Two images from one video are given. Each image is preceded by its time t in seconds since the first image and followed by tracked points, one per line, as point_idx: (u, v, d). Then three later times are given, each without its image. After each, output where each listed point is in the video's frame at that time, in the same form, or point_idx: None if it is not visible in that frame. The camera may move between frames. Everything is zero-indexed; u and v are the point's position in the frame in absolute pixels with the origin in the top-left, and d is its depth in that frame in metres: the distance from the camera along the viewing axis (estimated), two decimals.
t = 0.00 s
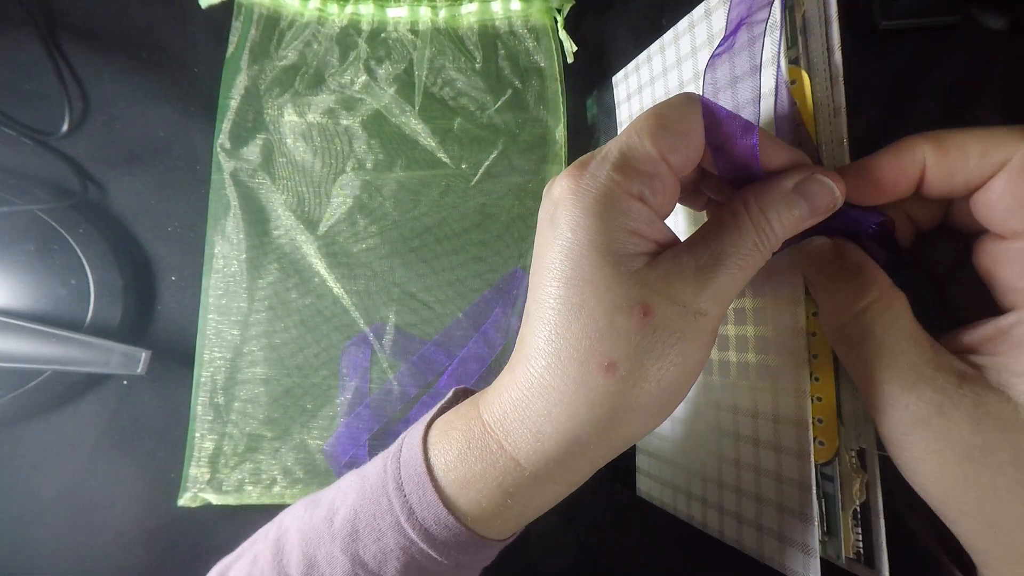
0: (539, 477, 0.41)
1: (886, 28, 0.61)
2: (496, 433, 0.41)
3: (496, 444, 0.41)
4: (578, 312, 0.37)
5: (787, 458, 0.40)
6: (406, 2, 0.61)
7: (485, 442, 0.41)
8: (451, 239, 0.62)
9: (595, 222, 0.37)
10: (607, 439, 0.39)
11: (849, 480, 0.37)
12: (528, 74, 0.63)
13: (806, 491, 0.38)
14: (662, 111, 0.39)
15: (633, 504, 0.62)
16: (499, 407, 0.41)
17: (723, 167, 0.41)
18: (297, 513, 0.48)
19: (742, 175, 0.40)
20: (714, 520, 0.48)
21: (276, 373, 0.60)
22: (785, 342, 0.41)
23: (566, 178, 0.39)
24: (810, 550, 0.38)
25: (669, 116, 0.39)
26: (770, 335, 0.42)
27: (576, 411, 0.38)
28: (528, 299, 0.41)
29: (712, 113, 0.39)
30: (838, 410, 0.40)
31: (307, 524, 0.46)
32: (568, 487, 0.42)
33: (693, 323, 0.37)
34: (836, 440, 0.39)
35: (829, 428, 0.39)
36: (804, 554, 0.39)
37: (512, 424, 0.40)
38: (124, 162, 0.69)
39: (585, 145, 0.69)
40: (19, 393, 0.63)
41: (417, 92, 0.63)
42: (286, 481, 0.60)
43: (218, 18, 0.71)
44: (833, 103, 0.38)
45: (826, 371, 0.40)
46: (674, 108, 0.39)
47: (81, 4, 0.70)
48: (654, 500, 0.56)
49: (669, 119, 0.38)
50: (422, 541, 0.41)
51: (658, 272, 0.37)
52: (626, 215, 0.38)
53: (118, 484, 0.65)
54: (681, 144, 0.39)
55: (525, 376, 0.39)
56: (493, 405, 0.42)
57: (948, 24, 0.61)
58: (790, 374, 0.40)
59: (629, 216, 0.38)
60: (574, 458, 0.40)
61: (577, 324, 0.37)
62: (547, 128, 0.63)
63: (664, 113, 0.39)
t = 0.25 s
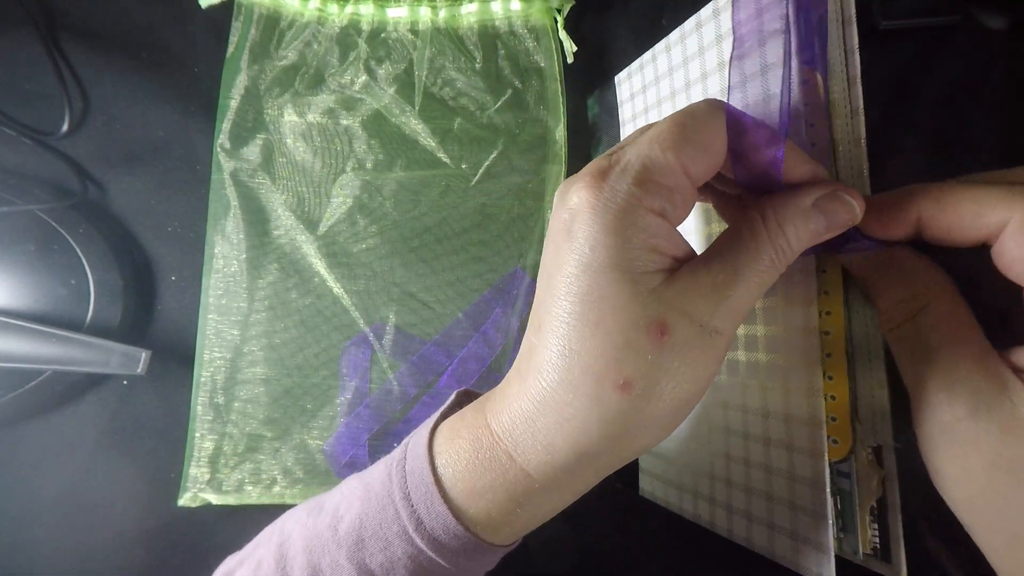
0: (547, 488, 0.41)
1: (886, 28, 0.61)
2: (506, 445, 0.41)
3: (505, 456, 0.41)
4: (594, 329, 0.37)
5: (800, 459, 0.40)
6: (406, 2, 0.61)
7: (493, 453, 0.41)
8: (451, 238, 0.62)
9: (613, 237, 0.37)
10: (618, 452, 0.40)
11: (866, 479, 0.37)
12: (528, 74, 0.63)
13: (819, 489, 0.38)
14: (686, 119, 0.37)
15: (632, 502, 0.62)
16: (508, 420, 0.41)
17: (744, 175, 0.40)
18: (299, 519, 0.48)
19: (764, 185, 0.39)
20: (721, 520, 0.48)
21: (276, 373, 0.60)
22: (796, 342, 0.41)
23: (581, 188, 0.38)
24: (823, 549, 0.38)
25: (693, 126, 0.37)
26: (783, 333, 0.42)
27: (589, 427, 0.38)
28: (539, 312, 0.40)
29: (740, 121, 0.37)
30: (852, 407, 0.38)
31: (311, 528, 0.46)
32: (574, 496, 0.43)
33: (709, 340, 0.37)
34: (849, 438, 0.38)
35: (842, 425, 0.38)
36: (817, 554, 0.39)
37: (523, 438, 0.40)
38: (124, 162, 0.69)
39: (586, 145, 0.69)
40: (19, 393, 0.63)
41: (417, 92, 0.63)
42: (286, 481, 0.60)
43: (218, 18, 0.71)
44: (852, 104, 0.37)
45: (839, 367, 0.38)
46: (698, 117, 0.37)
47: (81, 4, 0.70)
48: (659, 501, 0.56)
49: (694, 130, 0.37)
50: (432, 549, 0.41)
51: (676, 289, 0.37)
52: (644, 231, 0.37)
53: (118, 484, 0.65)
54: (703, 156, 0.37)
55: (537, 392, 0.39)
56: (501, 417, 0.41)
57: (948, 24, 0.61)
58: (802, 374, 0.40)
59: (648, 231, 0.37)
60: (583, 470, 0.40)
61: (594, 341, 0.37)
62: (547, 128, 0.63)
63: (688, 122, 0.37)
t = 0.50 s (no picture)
0: (560, 493, 0.41)
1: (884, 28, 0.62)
2: (518, 451, 0.41)
3: (517, 462, 0.41)
4: (609, 338, 0.37)
5: (804, 459, 0.40)
6: (406, 2, 0.61)
7: (505, 459, 0.41)
8: (451, 238, 0.62)
9: (629, 245, 0.36)
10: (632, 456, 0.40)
11: (879, 476, 0.36)
12: (528, 74, 0.63)
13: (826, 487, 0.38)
14: (699, 124, 0.36)
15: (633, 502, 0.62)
16: (520, 427, 0.41)
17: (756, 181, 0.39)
18: (304, 520, 0.48)
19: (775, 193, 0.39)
20: (725, 520, 0.47)
21: (276, 372, 0.60)
22: (801, 342, 0.40)
23: (595, 195, 0.37)
24: (829, 548, 0.37)
25: (707, 131, 0.36)
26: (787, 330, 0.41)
27: (605, 434, 0.38)
28: (551, 320, 0.39)
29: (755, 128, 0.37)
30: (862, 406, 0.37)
31: (316, 530, 0.46)
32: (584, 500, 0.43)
33: (723, 347, 0.37)
34: (860, 437, 0.38)
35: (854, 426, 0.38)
36: (822, 553, 0.38)
37: (535, 444, 0.40)
38: (124, 162, 0.69)
39: (585, 145, 0.69)
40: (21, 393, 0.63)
41: (417, 92, 0.63)
42: (286, 481, 0.60)
43: (218, 18, 0.71)
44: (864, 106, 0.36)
45: (848, 366, 0.38)
46: (711, 121, 0.36)
47: (81, 4, 0.70)
48: (661, 502, 0.55)
49: (708, 135, 0.36)
50: (442, 556, 0.41)
51: (690, 296, 0.37)
52: (660, 238, 0.36)
53: (118, 484, 0.65)
54: (715, 161, 0.36)
55: (551, 399, 0.39)
56: (513, 423, 0.41)
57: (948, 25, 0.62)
58: (808, 374, 0.40)
59: (663, 238, 0.37)
60: (595, 475, 0.41)
61: (609, 350, 0.37)
62: (547, 128, 0.63)
63: (701, 127, 0.36)
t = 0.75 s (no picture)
0: (568, 491, 0.41)
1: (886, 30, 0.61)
2: (528, 447, 0.41)
3: (527, 459, 0.41)
4: (623, 332, 0.37)
5: (836, 455, 0.39)
6: (406, 2, 0.61)
7: (515, 454, 0.41)
8: (451, 239, 0.62)
9: (643, 242, 0.37)
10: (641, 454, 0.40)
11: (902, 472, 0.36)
12: (528, 74, 0.63)
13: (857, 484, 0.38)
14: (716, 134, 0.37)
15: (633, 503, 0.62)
16: (532, 421, 0.41)
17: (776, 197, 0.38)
18: (315, 518, 0.48)
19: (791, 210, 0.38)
20: (746, 519, 0.46)
21: (276, 372, 0.60)
22: (831, 339, 0.39)
23: (613, 194, 0.38)
24: (864, 544, 0.37)
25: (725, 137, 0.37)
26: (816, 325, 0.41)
27: (614, 429, 0.38)
28: (566, 315, 0.40)
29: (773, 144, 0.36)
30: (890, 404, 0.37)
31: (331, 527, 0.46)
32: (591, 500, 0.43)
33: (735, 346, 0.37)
34: (890, 433, 0.37)
35: (883, 421, 0.37)
36: (856, 549, 0.38)
37: (545, 439, 0.40)
38: (124, 162, 0.69)
39: (585, 146, 0.69)
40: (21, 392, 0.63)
41: (417, 92, 0.63)
42: (286, 481, 0.60)
43: (218, 18, 0.71)
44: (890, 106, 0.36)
45: (878, 365, 0.37)
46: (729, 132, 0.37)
47: (81, 4, 0.70)
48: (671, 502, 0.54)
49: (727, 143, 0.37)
50: (453, 552, 0.41)
51: (702, 295, 0.37)
52: (673, 236, 0.37)
53: (118, 484, 0.65)
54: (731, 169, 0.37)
55: (564, 393, 0.39)
56: (524, 417, 0.42)
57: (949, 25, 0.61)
58: (840, 371, 0.39)
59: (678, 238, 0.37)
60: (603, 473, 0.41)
61: (622, 343, 0.37)
62: (547, 128, 0.63)
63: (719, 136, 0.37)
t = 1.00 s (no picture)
0: (524, 505, 0.41)
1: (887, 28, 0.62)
2: (488, 457, 0.41)
3: (487, 469, 0.41)
4: (580, 342, 0.37)
5: (822, 458, 0.39)
6: (406, 2, 0.61)
7: (474, 462, 0.41)
8: (451, 239, 0.62)
9: (609, 253, 0.37)
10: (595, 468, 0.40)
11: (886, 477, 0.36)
12: (528, 74, 0.63)
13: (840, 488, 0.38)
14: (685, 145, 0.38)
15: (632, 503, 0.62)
16: (493, 431, 0.41)
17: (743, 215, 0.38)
18: (294, 527, 0.47)
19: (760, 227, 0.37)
20: (736, 521, 0.46)
21: (276, 372, 0.60)
22: (817, 340, 0.39)
23: (584, 205, 0.39)
24: (848, 548, 0.37)
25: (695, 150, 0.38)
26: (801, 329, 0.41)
27: (567, 438, 0.38)
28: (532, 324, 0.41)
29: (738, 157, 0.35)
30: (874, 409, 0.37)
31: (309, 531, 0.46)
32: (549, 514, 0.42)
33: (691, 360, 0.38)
34: (872, 439, 0.37)
35: (867, 425, 0.37)
36: (841, 553, 0.37)
37: (504, 450, 0.40)
38: (124, 162, 0.69)
39: (586, 146, 0.69)
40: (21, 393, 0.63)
41: (417, 92, 0.63)
42: (286, 481, 0.60)
43: (218, 18, 0.71)
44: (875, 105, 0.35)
45: (864, 366, 0.37)
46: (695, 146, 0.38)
47: (81, 4, 0.70)
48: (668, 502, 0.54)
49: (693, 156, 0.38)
50: (411, 561, 0.41)
51: (663, 309, 0.37)
52: (641, 248, 0.38)
53: (118, 484, 0.65)
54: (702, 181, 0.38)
55: (524, 402, 0.40)
56: (487, 427, 0.42)
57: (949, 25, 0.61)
58: (828, 374, 0.38)
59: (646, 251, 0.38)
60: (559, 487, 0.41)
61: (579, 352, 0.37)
62: (547, 128, 0.63)
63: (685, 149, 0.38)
